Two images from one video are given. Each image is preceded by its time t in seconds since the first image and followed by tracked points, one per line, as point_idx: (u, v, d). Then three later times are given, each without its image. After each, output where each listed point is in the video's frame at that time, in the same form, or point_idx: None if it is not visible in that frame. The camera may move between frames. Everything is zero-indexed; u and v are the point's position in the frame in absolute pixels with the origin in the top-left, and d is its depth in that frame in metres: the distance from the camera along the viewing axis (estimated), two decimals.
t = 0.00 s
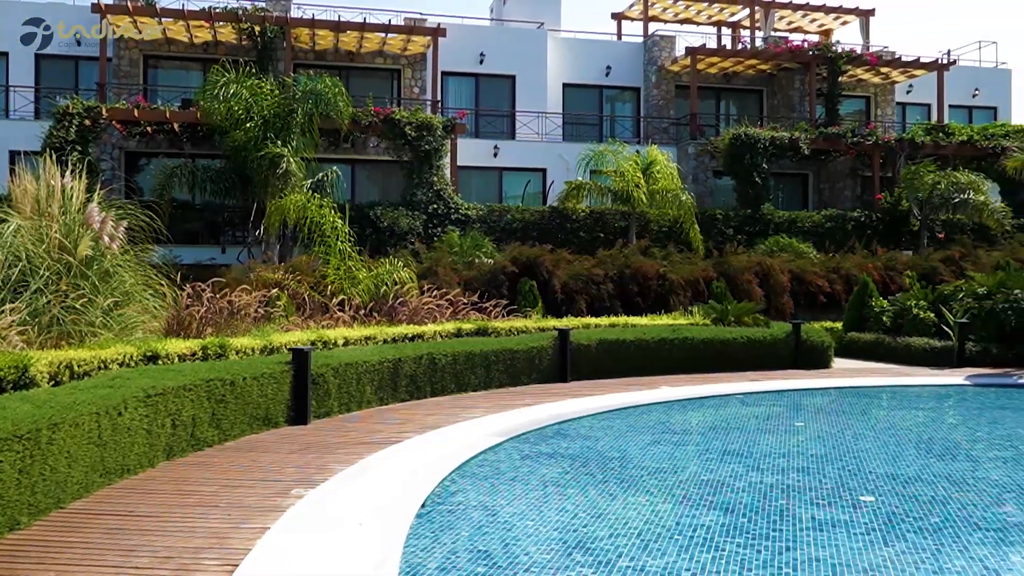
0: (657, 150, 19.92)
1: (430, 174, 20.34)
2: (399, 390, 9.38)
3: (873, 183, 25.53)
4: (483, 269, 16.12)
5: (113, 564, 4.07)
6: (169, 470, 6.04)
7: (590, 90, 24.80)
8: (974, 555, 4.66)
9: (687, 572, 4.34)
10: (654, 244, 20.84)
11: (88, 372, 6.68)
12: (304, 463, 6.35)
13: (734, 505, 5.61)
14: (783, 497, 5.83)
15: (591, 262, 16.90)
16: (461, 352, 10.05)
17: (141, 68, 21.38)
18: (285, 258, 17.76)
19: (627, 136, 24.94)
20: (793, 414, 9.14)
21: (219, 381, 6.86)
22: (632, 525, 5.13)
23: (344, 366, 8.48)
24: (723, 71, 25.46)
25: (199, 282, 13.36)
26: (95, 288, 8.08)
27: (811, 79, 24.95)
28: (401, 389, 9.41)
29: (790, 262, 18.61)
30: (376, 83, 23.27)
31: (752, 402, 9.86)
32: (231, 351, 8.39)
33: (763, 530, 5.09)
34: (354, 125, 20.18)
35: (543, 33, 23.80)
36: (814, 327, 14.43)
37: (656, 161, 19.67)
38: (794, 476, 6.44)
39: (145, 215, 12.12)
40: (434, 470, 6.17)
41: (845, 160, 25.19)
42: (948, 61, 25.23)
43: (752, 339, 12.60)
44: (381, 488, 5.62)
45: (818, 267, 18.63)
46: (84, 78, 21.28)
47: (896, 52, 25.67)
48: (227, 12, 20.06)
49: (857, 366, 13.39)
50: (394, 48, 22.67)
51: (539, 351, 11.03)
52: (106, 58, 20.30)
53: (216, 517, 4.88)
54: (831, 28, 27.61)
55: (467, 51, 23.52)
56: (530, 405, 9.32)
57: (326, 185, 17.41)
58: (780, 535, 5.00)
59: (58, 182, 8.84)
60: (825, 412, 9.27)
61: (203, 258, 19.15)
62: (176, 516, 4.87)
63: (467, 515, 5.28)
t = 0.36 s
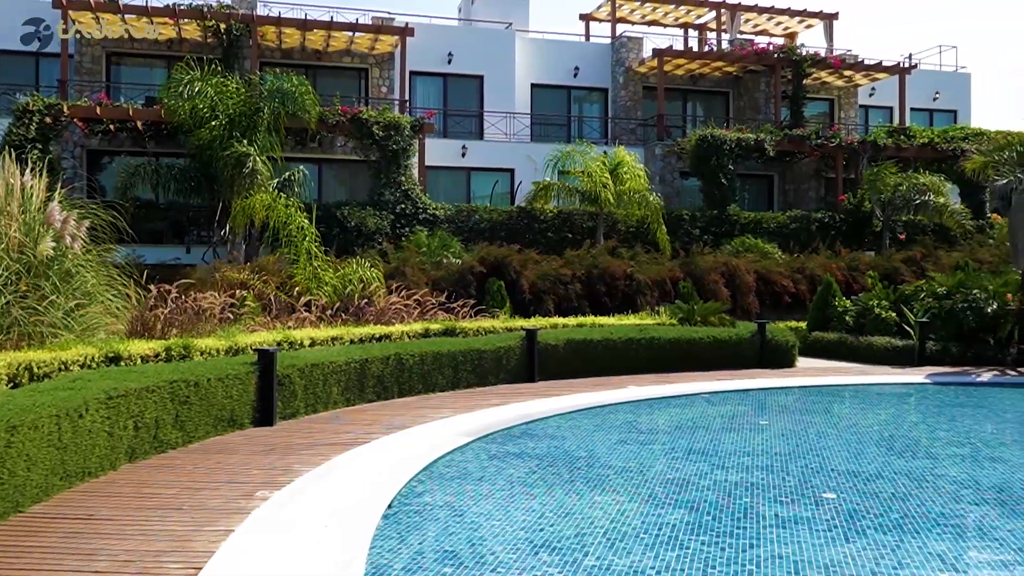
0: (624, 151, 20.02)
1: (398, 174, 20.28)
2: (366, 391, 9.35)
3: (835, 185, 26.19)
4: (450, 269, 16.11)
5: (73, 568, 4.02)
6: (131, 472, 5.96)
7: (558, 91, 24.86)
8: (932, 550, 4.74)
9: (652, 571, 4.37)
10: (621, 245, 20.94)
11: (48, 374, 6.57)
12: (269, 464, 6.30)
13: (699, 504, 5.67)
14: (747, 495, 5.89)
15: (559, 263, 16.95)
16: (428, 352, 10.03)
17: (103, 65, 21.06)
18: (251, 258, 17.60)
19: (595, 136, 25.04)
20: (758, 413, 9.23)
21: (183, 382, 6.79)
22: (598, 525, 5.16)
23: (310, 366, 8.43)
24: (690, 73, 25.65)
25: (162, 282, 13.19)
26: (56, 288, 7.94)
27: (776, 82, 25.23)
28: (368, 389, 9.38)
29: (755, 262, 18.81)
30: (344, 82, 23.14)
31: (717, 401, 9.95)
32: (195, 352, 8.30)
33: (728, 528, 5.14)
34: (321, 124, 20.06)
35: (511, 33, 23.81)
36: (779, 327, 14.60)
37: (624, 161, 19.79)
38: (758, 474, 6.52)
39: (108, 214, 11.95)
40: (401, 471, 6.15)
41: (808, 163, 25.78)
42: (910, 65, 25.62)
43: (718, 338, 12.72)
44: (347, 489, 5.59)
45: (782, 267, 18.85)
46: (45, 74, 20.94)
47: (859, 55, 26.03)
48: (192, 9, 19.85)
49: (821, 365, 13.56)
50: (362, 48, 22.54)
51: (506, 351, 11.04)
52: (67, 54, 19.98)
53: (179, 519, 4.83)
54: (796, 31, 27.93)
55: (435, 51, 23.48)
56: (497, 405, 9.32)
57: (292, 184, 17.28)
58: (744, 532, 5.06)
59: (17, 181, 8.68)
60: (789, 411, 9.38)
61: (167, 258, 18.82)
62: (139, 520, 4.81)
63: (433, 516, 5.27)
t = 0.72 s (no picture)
0: (594, 152, 20.10)
1: (366, 173, 20.22)
2: (334, 391, 9.31)
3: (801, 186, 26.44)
4: (420, 269, 16.09)
5: (34, 572, 3.97)
6: (94, 475, 5.89)
7: (528, 91, 24.90)
8: (894, 545, 4.82)
9: (619, 568, 4.40)
10: (591, 244, 21.02)
11: (8, 375, 6.47)
12: (236, 465, 6.25)
13: (667, 502, 5.71)
14: (713, 493, 5.95)
15: (528, 263, 17.00)
16: (397, 352, 10.01)
17: (66, 61, 20.75)
18: (219, 257, 17.45)
19: (565, 136, 25.12)
20: (725, 412, 9.33)
21: (147, 383, 6.71)
22: (566, 523, 5.18)
23: (278, 366, 8.38)
24: (658, 74, 25.83)
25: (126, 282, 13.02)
26: (17, 288, 7.82)
27: (743, 84, 25.47)
28: (336, 390, 9.33)
29: (723, 263, 18.99)
30: (312, 80, 23.00)
31: (685, 400, 10.02)
32: (160, 352, 8.21)
33: (695, 525, 5.19)
34: (290, 123, 19.93)
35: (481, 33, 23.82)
36: (746, 326, 14.74)
37: (593, 162, 19.84)
38: (724, 472, 6.59)
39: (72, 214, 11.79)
40: (368, 471, 6.14)
41: (775, 163, 26.01)
42: (874, 68, 25.98)
43: (686, 338, 12.81)
44: (315, 489, 5.57)
45: (750, 267, 19.04)
46: (6, 70, 20.59)
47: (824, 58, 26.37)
48: (158, 6, 19.63)
49: (787, 364, 13.71)
50: (331, 46, 22.41)
51: (475, 351, 11.04)
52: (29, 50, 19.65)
53: (144, 522, 4.78)
54: (763, 34, 28.21)
55: (404, 50, 23.41)
56: (466, 405, 9.31)
57: (260, 183, 17.15)
58: (710, 529, 5.11)
59: None
60: (756, 409, 9.47)
61: (132, 257, 18.66)
62: (102, 522, 4.76)
63: (401, 515, 5.26)
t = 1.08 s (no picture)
0: (564, 152, 20.16)
1: (336, 172, 20.15)
2: (304, 391, 9.27)
3: (769, 187, 26.73)
4: (390, 270, 16.04)
5: None
6: (60, 478, 5.82)
7: (499, 91, 24.92)
8: (858, 542, 4.90)
9: (588, 567, 4.44)
10: (562, 245, 21.07)
11: None
12: (204, 466, 6.20)
13: (636, 501, 5.76)
14: (682, 491, 6.01)
15: (499, 263, 17.02)
16: (367, 352, 9.98)
17: (31, 58, 20.45)
18: (186, 257, 17.25)
19: (536, 137, 25.16)
20: (694, 411, 9.41)
21: (114, 384, 6.65)
22: (535, 523, 5.21)
23: (247, 367, 8.33)
24: (629, 75, 25.97)
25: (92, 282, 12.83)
26: None
27: (713, 85, 25.70)
28: (306, 390, 9.29)
29: (693, 263, 19.15)
30: (282, 79, 22.86)
31: (655, 399, 10.09)
32: (127, 353, 8.12)
33: (663, 524, 5.24)
34: (259, 121, 19.76)
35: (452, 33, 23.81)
36: (716, 325, 14.86)
37: (564, 162, 19.89)
38: (692, 470, 6.65)
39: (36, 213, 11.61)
40: (338, 472, 6.12)
41: (744, 165, 26.26)
42: (841, 71, 26.32)
43: (656, 338, 12.91)
44: (285, 490, 5.55)
45: (719, 267, 19.23)
46: None
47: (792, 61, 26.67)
48: (124, 2, 19.42)
49: (755, 363, 13.84)
50: (301, 45, 22.28)
51: (446, 351, 11.04)
52: None
53: (110, 524, 4.73)
54: (732, 36, 28.47)
55: (375, 49, 23.34)
56: (436, 405, 9.31)
57: (229, 182, 16.99)
58: (678, 528, 5.16)
59: None
60: (725, 409, 9.57)
61: (98, 257, 18.40)
62: (67, 525, 4.70)
63: (371, 516, 5.26)
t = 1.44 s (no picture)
0: (534, 152, 20.20)
1: (305, 171, 20.01)
2: (272, 392, 9.20)
3: (736, 188, 27.00)
4: (359, 270, 15.98)
5: None
6: (22, 481, 5.73)
7: (469, 91, 24.91)
8: (822, 537, 4.98)
9: (556, 565, 4.46)
10: (531, 245, 21.10)
11: None
12: (170, 468, 6.15)
13: (605, 499, 5.79)
14: (650, 490, 6.06)
15: (468, 263, 17.03)
16: (336, 352, 9.95)
17: None
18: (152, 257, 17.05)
19: (506, 137, 25.19)
20: (662, 410, 9.49)
21: (78, 385, 6.56)
22: (504, 522, 5.22)
23: (214, 368, 8.26)
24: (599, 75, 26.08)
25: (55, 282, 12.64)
26: None
27: (681, 87, 25.90)
28: (274, 391, 9.23)
29: (661, 263, 19.30)
30: (250, 77, 22.68)
31: (623, 398, 10.15)
32: (91, 354, 8.02)
33: (631, 522, 5.28)
34: (226, 120, 19.54)
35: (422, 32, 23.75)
36: (684, 325, 14.99)
37: (535, 163, 19.98)
38: (660, 469, 6.70)
39: None
40: (306, 472, 6.10)
41: (712, 166, 26.50)
42: (807, 73, 26.64)
43: (624, 337, 12.98)
44: (252, 491, 5.52)
45: (687, 267, 19.40)
46: None
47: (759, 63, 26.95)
48: None
49: (723, 362, 13.98)
50: (269, 43, 22.12)
51: (415, 351, 11.02)
52: None
53: (75, 527, 4.68)
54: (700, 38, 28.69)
55: (344, 48, 23.22)
56: (405, 405, 9.30)
57: (196, 182, 16.81)
58: (646, 526, 5.20)
59: None
60: (692, 407, 9.66)
61: (62, 257, 18.03)
62: (30, 528, 4.64)
63: (340, 517, 5.24)
